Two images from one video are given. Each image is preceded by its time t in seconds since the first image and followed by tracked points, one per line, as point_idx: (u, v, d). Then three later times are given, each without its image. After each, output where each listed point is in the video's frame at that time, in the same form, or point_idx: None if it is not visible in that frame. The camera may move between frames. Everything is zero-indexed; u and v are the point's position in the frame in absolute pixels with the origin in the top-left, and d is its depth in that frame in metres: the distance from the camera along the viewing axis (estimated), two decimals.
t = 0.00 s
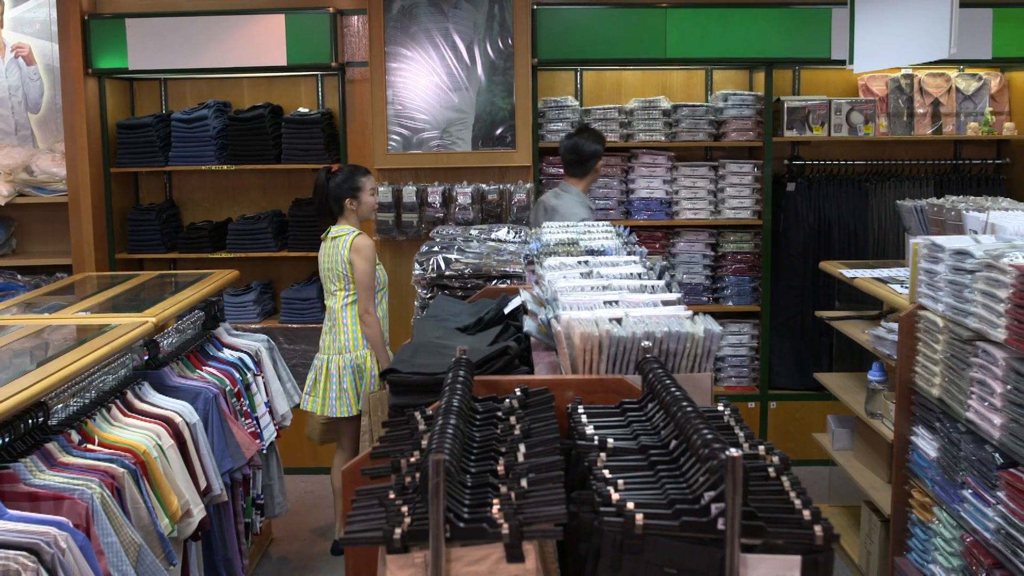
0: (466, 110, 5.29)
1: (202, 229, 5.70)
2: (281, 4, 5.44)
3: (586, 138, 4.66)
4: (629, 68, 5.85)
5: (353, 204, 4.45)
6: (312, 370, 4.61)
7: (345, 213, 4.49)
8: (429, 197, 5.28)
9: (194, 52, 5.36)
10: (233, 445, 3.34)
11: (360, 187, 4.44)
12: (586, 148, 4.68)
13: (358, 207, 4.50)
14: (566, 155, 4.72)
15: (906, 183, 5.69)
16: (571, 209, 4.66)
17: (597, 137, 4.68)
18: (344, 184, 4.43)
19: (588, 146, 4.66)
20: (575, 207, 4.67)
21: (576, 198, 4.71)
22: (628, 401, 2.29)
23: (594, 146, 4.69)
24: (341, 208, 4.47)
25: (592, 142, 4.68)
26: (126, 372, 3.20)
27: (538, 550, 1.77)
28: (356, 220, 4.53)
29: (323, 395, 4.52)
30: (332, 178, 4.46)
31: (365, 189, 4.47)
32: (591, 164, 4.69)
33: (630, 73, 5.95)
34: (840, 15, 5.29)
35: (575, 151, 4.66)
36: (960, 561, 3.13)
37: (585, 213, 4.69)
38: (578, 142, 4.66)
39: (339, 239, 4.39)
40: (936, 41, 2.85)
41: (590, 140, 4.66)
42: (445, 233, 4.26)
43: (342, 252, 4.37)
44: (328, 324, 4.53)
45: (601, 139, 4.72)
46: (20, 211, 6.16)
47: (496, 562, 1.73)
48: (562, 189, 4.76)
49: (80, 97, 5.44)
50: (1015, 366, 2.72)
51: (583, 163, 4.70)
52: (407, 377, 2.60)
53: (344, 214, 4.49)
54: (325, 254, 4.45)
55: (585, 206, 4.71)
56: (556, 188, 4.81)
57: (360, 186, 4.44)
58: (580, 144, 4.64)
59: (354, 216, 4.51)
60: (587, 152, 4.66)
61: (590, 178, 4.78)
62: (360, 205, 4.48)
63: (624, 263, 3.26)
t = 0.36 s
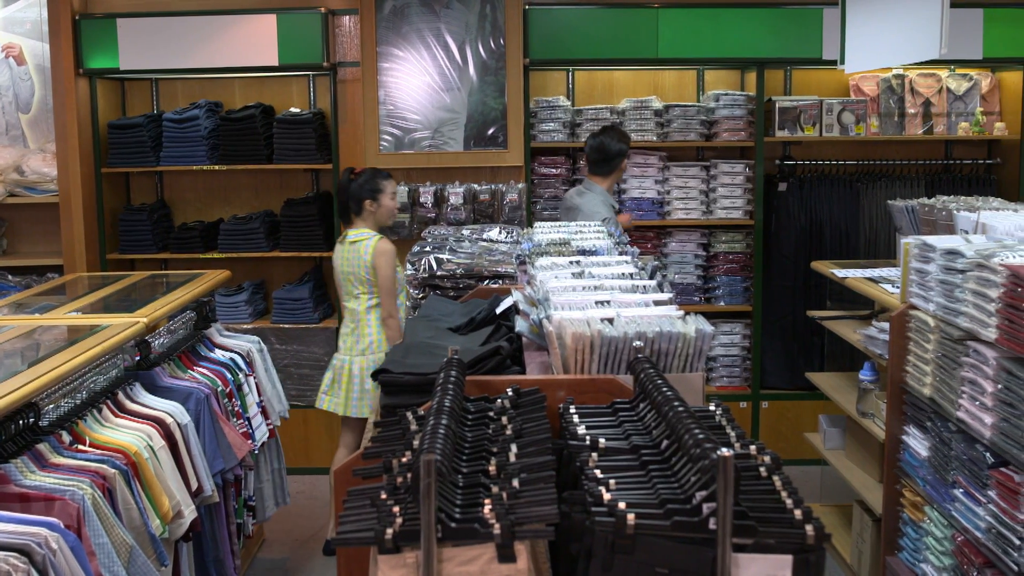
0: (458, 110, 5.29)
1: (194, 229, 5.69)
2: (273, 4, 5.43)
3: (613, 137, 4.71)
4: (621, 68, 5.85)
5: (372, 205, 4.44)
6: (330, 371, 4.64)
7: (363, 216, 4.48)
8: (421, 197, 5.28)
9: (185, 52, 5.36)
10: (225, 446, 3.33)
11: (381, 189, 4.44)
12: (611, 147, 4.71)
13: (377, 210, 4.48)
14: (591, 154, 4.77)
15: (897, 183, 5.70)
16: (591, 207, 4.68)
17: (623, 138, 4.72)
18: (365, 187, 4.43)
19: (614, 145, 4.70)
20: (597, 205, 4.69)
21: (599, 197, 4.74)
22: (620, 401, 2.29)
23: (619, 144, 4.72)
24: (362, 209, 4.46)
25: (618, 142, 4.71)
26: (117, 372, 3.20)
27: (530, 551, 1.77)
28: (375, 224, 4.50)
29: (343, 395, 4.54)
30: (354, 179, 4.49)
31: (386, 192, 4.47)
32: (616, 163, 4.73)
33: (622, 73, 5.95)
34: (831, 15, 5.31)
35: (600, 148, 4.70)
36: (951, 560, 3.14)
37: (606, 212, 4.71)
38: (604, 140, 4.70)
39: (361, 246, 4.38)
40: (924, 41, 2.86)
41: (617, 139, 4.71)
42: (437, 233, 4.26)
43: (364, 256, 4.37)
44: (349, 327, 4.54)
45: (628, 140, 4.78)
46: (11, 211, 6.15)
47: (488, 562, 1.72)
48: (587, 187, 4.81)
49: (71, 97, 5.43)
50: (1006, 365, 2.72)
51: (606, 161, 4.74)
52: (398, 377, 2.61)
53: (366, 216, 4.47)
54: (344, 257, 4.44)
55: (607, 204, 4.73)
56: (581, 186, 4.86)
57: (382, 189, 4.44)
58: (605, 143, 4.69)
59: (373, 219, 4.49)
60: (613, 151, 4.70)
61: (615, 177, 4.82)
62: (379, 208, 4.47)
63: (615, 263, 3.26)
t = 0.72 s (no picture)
0: (449, 110, 5.29)
1: (185, 230, 5.68)
2: (264, 4, 5.42)
3: (626, 136, 4.73)
4: (612, 68, 5.86)
5: (400, 204, 4.55)
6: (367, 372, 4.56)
7: (392, 213, 4.59)
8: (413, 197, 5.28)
9: (176, 52, 5.35)
10: (216, 446, 3.32)
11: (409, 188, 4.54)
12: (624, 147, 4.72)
13: (406, 208, 4.60)
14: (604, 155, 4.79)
15: (888, 183, 5.72)
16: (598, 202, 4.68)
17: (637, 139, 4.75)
18: (394, 185, 4.53)
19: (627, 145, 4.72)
20: (604, 200, 4.69)
21: (609, 194, 4.73)
22: (611, 401, 2.29)
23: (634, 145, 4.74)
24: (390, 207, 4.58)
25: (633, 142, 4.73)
26: (108, 373, 3.19)
27: (521, 551, 1.77)
28: (403, 221, 4.63)
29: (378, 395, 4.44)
30: (382, 177, 4.57)
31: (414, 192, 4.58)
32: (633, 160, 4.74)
33: (613, 74, 5.96)
34: (822, 15, 5.32)
35: (613, 148, 4.73)
36: (941, 559, 3.15)
37: (614, 208, 4.70)
38: (617, 139, 4.72)
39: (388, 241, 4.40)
40: (912, 41, 2.87)
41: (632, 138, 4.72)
42: (429, 233, 4.26)
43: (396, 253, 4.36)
44: (383, 326, 4.48)
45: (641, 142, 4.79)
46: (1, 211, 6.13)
47: (479, 562, 1.72)
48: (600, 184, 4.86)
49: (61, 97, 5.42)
50: (997, 365, 2.73)
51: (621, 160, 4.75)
52: (389, 378, 2.60)
53: (396, 215, 4.60)
54: (375, 256, 4.43)
55: (618, 200, 4.71)
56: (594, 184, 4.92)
57: (410, 187, 4.54)
58: (617, 143, 4.69)
59: (401, 216, 4.61)
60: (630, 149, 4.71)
61: (630, 174, 4.82)
62: (407, 206, 4.58)
63: (606, 263, 3.27)
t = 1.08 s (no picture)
0: (440, 110, 5.29)
1: (175, 230, 5.67)
2: (254, 4, 5.41)
3: (637, 138, 4.76)
4: (602, 68, 5.86)
5: (414, 204, 4.68)
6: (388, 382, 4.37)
7: (407, 213, 4.72)
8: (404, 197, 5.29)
9: (167, 52, 5.34)
10: (207, 447, 3.32)
11: (422, 189, 4.66)
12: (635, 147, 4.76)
13: (420, 208, 4.73)
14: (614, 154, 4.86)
15: (878, 183, 5.74)
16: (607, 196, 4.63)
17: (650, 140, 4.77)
18: (408, 185, 4.66)
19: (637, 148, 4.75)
20: (612, 196, 4.65)
21: (615, 188, 4.79)
22: (602, 401, 2.29)
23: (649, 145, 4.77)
24: (404, 208, 4.71)
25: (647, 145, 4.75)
26: (98, 374, 3.19)
27: (512, 551, 1.77)
28: (418, 222, 4.75)
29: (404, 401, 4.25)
30: (397, 178, 4.70)
31: (428, 192, 4.70)
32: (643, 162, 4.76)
33: (604, 74, 5.96)
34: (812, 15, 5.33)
35: (624, 149, 4.77)
36: (932, 558, 3.16)
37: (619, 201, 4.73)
38: (630, 140, 4.76)
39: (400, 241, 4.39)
40: (901, 41, 2.87)
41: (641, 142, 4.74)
42: (420, 233, 4.25)
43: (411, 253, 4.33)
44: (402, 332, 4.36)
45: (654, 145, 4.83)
46: None
47: (470, 563, 1.72)
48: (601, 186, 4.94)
49: (51, 98, 5.41)
50: (987, 364, 2.73)
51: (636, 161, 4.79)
52: (380, 378, 2.60)
53: (412, 215, 4.73)
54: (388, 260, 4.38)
55: (623, 196, 4.76)
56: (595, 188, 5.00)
57: (423, 188, 4.65)
58: (632, 144, 4.73)
59: (416, 216, 4.73)
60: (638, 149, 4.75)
61: (640, 174, 4.86)
62: (422, 206, 4.70)
63: (597, 263, 3.27)
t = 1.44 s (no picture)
0: (432, 110, 5.29)
1: (166, 230, 5.66)
2: (245, 4, 5.41)
3: (633, 134, 4.77)
4: (593, 69, 5.87)
5: (436, 203, 4.70)
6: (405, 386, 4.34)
7: (426, 212, 4.74)
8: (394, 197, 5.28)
9: (157, 52, 5.33)
10: (198, 448, 3.31)
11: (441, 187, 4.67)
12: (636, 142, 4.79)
13: (439, 206, 4.76)
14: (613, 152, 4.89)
15: (868, 183, 5.75)
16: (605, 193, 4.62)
17: (646, 137, 4.77)
18: (425, 184, 4.67)
19: (635, 145, 4.76)
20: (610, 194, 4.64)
21: (613, 187, 4.77)
22: (593, 401, 2.29)
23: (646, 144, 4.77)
24: (425, 209, 4.73)
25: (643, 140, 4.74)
26: (88, 375, 3.18)
27: (503, 550, 1.77)
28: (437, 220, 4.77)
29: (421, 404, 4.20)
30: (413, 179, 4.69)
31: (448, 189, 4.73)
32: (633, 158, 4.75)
33: (595, 75, 5.96)
34: (803, 16, 5.35)
35: (619, 143, 4.78)
36: (922, 557, 3.16)
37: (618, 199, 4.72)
38: (624, 136, 4.77)
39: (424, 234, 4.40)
40: (892, 41, 2.88)
41: (635, 138, 4.75)
42: (412, 233, 4.25)
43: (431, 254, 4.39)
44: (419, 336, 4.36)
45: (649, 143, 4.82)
46: None
47: (461, 563, 1.73)
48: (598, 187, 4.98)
49: (41, 97, 5.39)
50: (977, 364, 2.74)
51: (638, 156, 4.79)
52: (371, 378, 2.60)
53: (431, 213, 4.74)
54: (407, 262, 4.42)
55: (622, 194, 4.76)
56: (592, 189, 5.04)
57: (442, 187, 4.67)
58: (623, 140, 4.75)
59: (435, 215, 4.75)
60: (633, 143, 4.75)
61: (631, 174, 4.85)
62: (441, 204, 4.72)
63: (588, 263, 3.27)
